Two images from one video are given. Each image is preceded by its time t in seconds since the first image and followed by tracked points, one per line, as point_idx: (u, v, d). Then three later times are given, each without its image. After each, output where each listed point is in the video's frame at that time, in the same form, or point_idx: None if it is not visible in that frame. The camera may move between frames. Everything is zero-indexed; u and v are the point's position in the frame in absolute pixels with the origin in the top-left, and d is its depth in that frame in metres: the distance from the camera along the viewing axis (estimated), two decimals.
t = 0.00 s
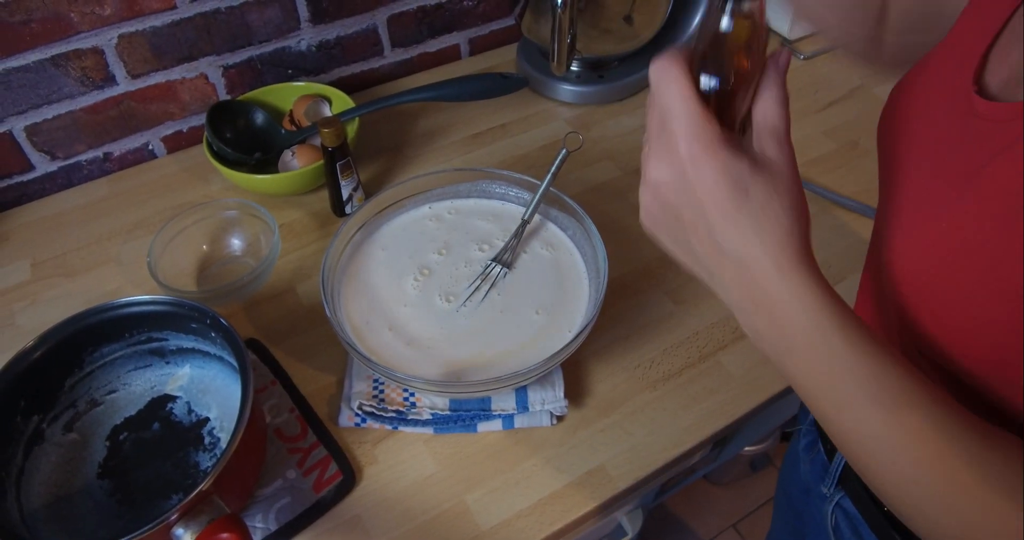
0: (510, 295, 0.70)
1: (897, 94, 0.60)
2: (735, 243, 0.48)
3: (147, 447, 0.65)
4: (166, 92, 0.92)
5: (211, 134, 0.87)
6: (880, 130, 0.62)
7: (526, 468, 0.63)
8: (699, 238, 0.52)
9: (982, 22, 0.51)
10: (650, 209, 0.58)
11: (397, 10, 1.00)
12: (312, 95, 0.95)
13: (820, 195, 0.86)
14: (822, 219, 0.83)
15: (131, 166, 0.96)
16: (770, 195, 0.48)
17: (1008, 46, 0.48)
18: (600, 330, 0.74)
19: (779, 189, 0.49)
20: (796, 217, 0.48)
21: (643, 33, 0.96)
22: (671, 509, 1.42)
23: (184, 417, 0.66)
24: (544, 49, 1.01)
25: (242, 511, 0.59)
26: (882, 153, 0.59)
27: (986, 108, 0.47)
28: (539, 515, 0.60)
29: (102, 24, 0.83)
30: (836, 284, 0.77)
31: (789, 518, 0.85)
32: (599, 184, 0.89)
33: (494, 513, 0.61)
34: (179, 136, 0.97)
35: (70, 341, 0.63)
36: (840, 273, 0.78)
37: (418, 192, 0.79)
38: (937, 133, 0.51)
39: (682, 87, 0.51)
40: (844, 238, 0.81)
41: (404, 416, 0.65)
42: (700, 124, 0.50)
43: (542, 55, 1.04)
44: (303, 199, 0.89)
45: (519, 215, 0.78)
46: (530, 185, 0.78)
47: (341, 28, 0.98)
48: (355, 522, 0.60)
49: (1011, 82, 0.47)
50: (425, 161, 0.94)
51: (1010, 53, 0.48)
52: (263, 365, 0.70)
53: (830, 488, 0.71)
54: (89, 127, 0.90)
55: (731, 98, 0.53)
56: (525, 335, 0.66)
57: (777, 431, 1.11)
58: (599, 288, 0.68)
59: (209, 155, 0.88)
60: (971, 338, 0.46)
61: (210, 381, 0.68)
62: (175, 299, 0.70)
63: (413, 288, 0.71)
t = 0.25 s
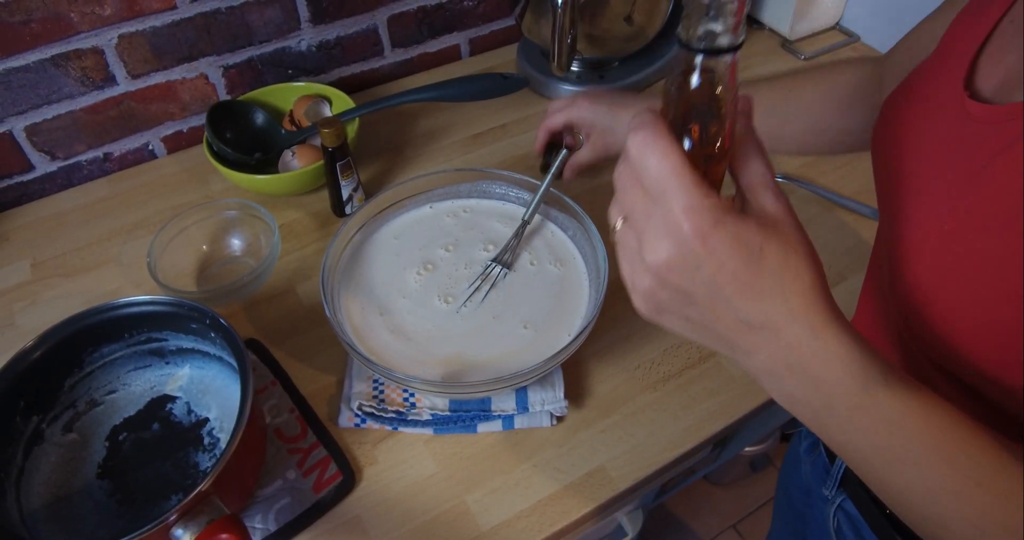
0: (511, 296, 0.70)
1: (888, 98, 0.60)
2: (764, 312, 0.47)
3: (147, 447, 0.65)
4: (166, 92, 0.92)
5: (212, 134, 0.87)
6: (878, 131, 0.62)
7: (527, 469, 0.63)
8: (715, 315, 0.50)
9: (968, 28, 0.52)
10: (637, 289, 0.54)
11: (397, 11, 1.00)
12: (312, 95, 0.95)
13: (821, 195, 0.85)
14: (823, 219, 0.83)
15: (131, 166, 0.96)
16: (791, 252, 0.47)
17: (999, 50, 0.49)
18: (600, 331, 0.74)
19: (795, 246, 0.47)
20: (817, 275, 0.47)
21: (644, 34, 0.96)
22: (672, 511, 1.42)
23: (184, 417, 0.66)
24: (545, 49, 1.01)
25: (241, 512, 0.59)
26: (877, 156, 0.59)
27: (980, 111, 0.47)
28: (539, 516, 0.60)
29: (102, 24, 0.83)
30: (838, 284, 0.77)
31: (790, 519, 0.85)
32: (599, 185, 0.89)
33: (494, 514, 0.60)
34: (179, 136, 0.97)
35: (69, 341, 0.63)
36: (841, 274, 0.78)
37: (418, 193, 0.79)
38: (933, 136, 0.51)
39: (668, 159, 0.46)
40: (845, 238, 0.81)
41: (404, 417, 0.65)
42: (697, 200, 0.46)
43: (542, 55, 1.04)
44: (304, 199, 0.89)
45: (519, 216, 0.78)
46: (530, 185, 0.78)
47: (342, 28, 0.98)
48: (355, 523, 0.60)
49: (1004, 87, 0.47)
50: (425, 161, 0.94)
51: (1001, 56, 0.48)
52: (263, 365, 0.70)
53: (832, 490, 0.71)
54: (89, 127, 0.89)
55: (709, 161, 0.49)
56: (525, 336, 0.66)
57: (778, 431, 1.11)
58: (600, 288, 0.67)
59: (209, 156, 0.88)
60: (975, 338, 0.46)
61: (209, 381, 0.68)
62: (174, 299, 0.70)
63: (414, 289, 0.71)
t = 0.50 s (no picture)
0: (512, 296, 0.70)
1: (885, 99, 0.60)
2: (760, 316, 0.47)
3: (147, 448, 0.65)
4: (166, 92, 0.92)
5: (212, 134, 0.86)
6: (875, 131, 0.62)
7: (528, 470, 0.63)
8: (715, 322, 0.50)
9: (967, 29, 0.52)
10: (631, 297, 0.55)
11: (397, 11, 1.00)
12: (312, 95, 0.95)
13: (822, 196, 0.85)
14: (824, 220, 0.83)
15: (131, 166, 0.95)
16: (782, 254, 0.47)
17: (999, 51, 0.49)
18: (600, 332, 0.74)
19: (786, 250, 0.47)
20: (810, 277, 0.47)
21: (644, 34, 0.96)
22: (673, 511, 1.42)
23: (184, 418, 0.66)
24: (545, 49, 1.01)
25: (241, 513, 0.59)
26: (874, 157, 0.59)
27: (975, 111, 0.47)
28: (540, 517, 0.60)
29: (102, 24, 0.83)
30: (839, 285, 0.77)
31: (790, 519, 0.85)
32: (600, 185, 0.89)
33: (494, 515, 0.60)
34: (179, 136, 0.96)
35: (69, 341, 0.63)
36: (842, 275, 0.78)
37: (418, 193, 0.79)
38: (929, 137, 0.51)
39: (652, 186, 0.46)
40: (846, 239, 0.81)
41: (404, 418, 0.65)
42: (688, 217, 0.46)
43: (543, 56, 1.04)
44: (304, 200, 0.89)
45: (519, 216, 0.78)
46: (530, 186, 0.78)
47: (342, 28, 0.98)
48: (355, 524, 0.60)
49: (1002, 87, 0.47)
50: (425, 162, 0.93)
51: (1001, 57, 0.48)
52: (262, 365, 0.70)
53: (833, 491, 0.71)
54: (89, 127, 0.89)
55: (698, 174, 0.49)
56: (526, 336, 0.66)
57: (778, 432, 1.11)
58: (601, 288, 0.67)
59: (209, 156, 0.88)
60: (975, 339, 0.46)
61: (209, 381, 0.68)
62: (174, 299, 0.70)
63: (414, 290, 0.71)
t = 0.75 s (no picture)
0: (511, 297, 0.69)
1: (883, 100, 0.60)
2: (733, 256, 0.46)
3: (147, 448, 0.65)
4: (166, 92, 0.92)
5: (212, 135, 0.86)
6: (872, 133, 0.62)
7: (528, 470, 0.63)
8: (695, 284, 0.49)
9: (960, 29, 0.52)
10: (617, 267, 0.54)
11: (397, 11, 1.00)
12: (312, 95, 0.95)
13: (822, 196, 0.85)
14: (824, 220, 0.83)
15: (131, 166, 0.95)
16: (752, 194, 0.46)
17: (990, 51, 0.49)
18: (601, 332, 0.73)
19: (758, 199, 0.47)
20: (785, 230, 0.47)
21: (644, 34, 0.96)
22: (673, 511, 1.42)
23: (183, 418, 0.66)
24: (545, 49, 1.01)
25: (241, 514, 0.59)
26: (871, 157, 0.59)
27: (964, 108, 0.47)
28: (540, 518, 0.60)
29: (102, 24, 0.83)
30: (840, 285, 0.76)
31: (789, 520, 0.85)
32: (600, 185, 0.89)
33: (494, 516, 0.60)
34: (179, 136, 0.96)
35: (69, 341, 0.63)
36: (842, 275, 0.77)
37: (418, 193, 0.78)
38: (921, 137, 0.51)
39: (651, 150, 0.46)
40: (847, 239, 0.81)
41: (404, 418, 0.65)
42: (663, 169, 0.46)
43: (543, 56, 1.04)
44: (304, 200, 0.89)
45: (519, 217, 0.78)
46: (531, 186, 0.78)
47: (342, 29, 0.98)
48: (355, 525, 0.60)
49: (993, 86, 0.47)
50: (426, 162, 0.93)
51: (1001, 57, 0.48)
52: (262, 366, 0.70)
53: (832, 492, 0.71)
54: (89, 127, 0.89)
55: (678, 132, 0.51)
56: (524, 338, 0.66)
57: (779, 433, 1.10)
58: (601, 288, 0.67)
59: (209, 156, 0.88)
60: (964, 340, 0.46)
61: (209, 382, 0.68)
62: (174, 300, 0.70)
63: (413, 291, 0.71)
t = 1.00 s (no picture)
0: (511, 297, 0.69)
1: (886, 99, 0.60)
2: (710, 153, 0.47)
3: (146, 448, 0.64)
4: (166, 91, 0.91)
5: (212, 134, 0.86)
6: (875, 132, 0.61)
7: (528, 470, 0.63)
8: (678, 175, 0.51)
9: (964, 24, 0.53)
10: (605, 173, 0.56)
11: (397, 10, 1.00)
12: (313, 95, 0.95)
13: (823, 195, 0.85)
14: (825, 220, 0.83)
15: (131, 166, 0.95)
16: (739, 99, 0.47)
17: (997, 43, 0.50)
18: (601, 332, 0.73)
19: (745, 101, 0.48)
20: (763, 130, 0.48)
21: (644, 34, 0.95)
22: (673, 511, 1.42)
23: (183, 418, 0.66)
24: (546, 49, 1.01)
25: (240, 513, 0.59)
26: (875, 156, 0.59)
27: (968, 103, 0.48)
28: (540, 518, 0.60)
29: (102, 23, 0.83)
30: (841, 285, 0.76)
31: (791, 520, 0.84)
32: (601, 184, 0.89)
33: (494, 516, 0.60)
34: (179, 136, 0.96)
35: (68, 341, 0.63)
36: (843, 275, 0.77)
37: (418, 193, 0.78)
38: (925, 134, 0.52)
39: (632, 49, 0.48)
40: (848, 239, 0.81)
41: (404, 418, 0.65)
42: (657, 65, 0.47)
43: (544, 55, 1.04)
44: (304, 200, 0.89)
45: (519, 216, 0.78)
46: (531, 186, 0.77)
47: (342, 28, 0.98)
48: (355, 524, 0.60)
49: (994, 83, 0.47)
50: (426, 161, 0.93)
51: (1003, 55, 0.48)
52: (262, 366, 0.70)
53: (834, 491, 0.71)
54: (89, 127, 0.89)
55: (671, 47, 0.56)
56: (522, 338, 0.66)
57: (779, 433, 1.10)
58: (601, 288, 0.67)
59: (209, 155, 0.88)
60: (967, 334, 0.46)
61: (208, 381, 0.68)
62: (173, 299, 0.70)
63: (413, 290, 0.71)
